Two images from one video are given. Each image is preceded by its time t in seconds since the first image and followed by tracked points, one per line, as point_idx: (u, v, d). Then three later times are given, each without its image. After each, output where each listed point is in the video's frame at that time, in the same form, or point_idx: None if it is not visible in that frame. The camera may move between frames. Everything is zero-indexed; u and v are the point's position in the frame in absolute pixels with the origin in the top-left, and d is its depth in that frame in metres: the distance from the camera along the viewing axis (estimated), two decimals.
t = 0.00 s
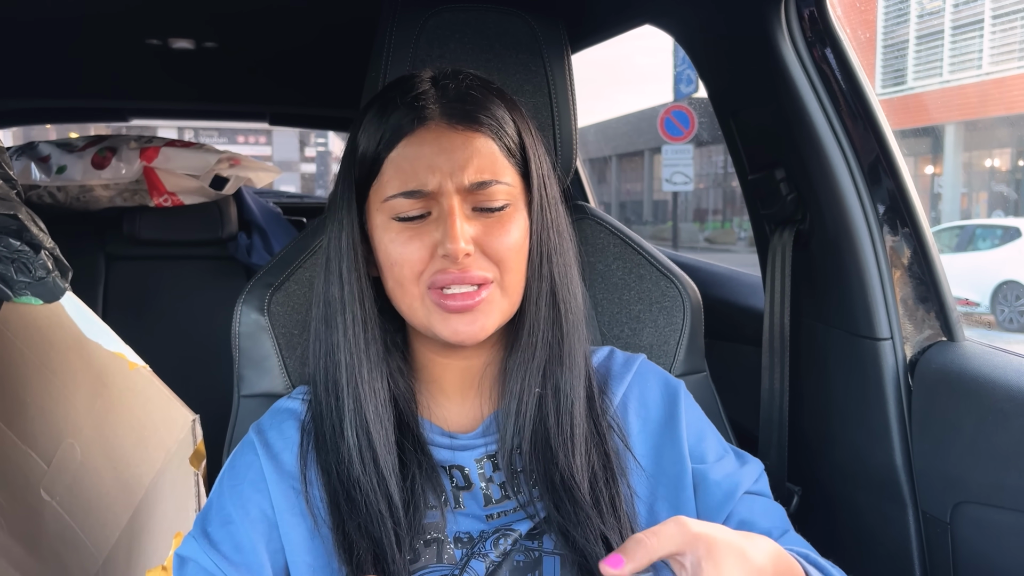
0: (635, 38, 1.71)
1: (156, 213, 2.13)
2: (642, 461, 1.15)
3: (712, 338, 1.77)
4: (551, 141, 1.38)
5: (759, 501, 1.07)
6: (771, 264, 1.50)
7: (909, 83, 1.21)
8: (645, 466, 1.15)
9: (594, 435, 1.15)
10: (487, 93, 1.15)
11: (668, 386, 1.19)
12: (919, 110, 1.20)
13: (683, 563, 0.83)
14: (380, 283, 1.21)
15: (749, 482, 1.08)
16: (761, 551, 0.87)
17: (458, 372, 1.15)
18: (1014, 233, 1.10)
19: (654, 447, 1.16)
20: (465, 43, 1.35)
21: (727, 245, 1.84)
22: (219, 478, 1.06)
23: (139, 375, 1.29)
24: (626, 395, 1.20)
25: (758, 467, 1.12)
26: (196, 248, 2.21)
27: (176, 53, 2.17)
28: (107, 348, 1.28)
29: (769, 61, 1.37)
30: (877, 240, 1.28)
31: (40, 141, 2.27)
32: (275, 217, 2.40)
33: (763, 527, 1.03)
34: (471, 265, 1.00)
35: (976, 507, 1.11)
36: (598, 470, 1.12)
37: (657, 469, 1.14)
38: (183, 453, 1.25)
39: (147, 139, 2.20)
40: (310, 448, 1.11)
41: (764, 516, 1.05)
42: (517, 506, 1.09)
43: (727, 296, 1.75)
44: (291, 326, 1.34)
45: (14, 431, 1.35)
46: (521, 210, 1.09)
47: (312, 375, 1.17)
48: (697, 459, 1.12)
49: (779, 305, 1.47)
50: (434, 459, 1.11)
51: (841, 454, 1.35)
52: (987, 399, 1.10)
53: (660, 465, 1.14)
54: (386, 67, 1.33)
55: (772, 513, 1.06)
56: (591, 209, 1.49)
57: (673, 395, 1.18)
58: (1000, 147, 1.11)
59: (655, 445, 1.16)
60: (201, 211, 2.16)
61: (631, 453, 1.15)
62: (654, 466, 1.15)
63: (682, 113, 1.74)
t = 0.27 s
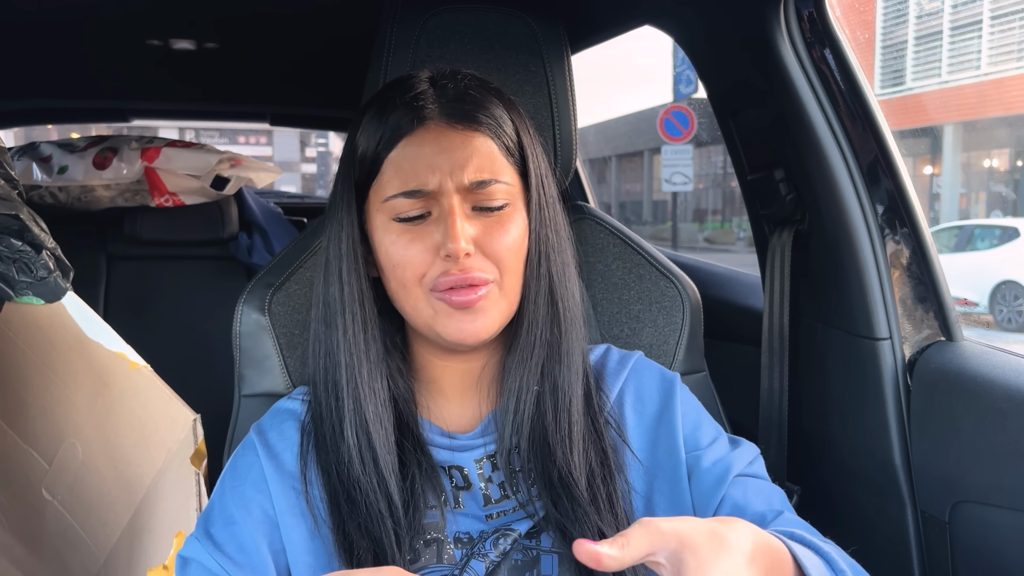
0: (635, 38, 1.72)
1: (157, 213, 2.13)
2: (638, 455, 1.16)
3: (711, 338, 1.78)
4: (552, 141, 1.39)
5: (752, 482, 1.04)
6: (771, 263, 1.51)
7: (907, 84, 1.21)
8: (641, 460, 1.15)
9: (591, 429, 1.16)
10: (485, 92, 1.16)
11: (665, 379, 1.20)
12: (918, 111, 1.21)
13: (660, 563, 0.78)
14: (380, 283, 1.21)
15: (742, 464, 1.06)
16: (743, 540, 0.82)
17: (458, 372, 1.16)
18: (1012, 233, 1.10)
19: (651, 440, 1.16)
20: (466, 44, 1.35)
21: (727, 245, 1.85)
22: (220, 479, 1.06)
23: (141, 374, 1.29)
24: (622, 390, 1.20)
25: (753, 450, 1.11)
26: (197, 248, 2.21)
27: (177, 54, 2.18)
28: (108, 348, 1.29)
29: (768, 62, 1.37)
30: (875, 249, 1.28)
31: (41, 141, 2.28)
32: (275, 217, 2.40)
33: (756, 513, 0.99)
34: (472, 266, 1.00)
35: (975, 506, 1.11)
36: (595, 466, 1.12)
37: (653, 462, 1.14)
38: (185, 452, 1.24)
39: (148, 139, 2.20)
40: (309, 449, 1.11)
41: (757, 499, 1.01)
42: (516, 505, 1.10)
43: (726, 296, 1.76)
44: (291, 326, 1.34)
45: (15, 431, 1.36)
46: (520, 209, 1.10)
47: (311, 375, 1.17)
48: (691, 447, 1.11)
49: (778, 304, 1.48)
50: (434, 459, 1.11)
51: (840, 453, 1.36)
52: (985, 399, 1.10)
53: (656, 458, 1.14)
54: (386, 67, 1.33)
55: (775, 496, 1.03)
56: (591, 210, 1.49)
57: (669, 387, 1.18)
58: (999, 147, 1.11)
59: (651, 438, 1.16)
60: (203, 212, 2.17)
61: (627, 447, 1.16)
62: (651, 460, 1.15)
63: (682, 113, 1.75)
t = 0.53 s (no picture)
0: (634, 39, 1.72)
1: (158, 213, 2.13)
2: (636, 454, 1.15)
3: (711, 338, 1.78)
4: (551, 141, 1.39)
5: (750, 481, 1.05)
6: (770, 264, 1.52)
7: (906, 84, 1.21)
8: (639, 459, 1.15)
9: (589, 431, 1.16)
10: (477, 95, 1.16)
11: (664, 378, 1.20)
12: (917, 111, 1.21)
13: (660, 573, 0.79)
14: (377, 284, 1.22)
15: (739, 462, 1.06)
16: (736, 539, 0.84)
17: (454, 374, 1.16)
18: (1011, 233, 1.11)
19: (650, 439, 1.16)
20: (465, 45, 1.36)
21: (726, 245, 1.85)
22: (219, 482, 1.07)
23: (141, 374, 1.30)
24: (619, 389, 1.21)
25: (751, 448, 1.11)
26: (198, 248, 2.21)
27: (178, 54, 2.18)
28: (109, 348, 1.30)
29: (767, 63, 1.38)
30: (875, 245, 1.29)
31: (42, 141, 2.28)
32: (276, 217, 2.41)
33: (753, 512, 1.00)
34: (461, 271, 1.00)
35: (973, 506, 1.12)
36: (593, 470, 1.13)
37: (652, 462, 1.14)
38: (187, 452, 1.25)
39: (149, 140, 2.21)
40: (308, 449, 1.12)
41: (754, 498, 1.02)
42: (515, 507, 1.10)
43: (725, 296, 1.76)
44: (291, 326, 1.35)
45: (17, 430, 1.36)
46: (511, 212, 1.10)
47: (309, 373, 1.18)
48: (689, 445, 1.11)
49: (778, 305, 1.49)
50: (434, 459, 1.11)
51: (839, 452, 1.36)
52: (984, 399, 1.10)
53: (654, 458, 1.14)
54: (387, 68, 1.34)
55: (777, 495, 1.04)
56: (591, 210, 1.50)
57: (667, 386, 1.18)
58: (998, 148, 1.11)
59: (649, 437, 1.16)
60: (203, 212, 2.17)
61: (625, 447, 1.16)
62: (649, 458, 1.15)
63: (682, 113, 1.75)
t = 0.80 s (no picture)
0: (634, 40, 1.72)
1: (158, 213, 2.14)
2: (636, 455, 1.16)
3: (711, 338, 1.78)
4: (551, 142, 1.39)
5: (748, 487, 1.06)
6: (769, 264, 1.52)
7: (905, 85, 1.21)
8: (638, 460, 1.15)
9: (587, 435, 1.17)
10: (476, 103, 1.14)
11: (662, 379, 1.20)
12: (916, 112, 1.21)
13: None
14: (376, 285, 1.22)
15: (737, 467, 1.07)
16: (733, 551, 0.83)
17: (452, 376, 1.16)
18: (1011, 233, 1.11)
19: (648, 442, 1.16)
20: (466, 45, 1.36)
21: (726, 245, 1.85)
22: (219, 481, 1.07)
23: (141, 374, 1.30)
24: (619, 390, 1.21)
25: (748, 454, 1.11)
26: (199, 249, 2.22)
27: (179, 55, 2.18)
28: (109, 348, 1.30)
29: (767, 63, 1.38)
30: (873, 238, 1.29)
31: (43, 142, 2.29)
32: (276, 217, 2.41)
33: (749, 519, 1.01)
34: (449, 281, 1.01)
35: (972, 505, 1.12)
36: (591, 473, 1.14)
37: (650, 463, 1.14)
38: (187, 452, 1.25)
39: (149, 140, 2.21)
40: (308, 446, 1.12)
41: (752, 504, 1.03)
42: (511, 509, 1.11)
43: (725, 296, 1.76)
44: (291, 326, 1.35)
45: (19, 429, 1.36)
46: (505, 220, 1.09)
47: (310, 371, 1.19)
48: (687, 448, 1.12)
49: (777, 305, 1.49)
50: (433, 459, 1.12)
51: (838, 452, 1.37)
52: (983, 398, 1.11)
53: (653, 460, 1.14)
54: (387, 69, 1.34)
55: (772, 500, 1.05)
56: (591, 211, 1.51)
57: (666, 387, 1.19)
58: (996, 148, 1.11)
59: (647, 438, 1.16)
60: (204, 213, 2.18)
61: (624, 448, 1.16)
62: (648, 459, 1.15)
63: (682, 114, 1.75)
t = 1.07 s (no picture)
0: (634, 40, 1.73)
1: (158, 213, 2.14)
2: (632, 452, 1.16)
3: (711, 338, 1.78)
4: (552, 142, 1.40)
5: (741, 482, 1.06)
6: (768, 264, 1.52)
7: (905, 85, 1.22)
8: (634, 456, 1.16)
9: (586, 435, 1.17)
10: (484, 106, 1.15)
11: (659, 376, 1.20)
12: (916, 112, 1.21)
13: None
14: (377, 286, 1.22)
15: (728, 462, 1.07)
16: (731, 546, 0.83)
17: (453, 378, 1.16)
18: (1011, 233, 1.11)
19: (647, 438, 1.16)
20: (466, 46, 1.36)
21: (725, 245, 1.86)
22: (219, 482, 1.07)
23: (142, 374, 1.33)
24: (617, 387, 1.21)
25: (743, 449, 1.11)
26: (198, 249, 2.22)
27: (179, 55, 2.19)
28: (110, 348, 1.33)
29: (767, 63, 1.38)
30: (873, 239, 1.29)
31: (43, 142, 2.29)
32: (276, 217, 2.41)
33: (740, 515, 1.01)
34: (452, 286, 1.01)
35: (972, 505, 1.12)
36: (590, 475, 1.13)
37: (647, 461, 1.15)
38: (186, 452, 1.29)
39: (149, 140, 2.21)
40: (308, 446, 1.12)
41: (743, 500, 1.03)
42: (507, 510, 1.10)
43: (725, 296, 1.76)
44: (291, 326, 1.35)
45: (18, 429, 1.35)
46: (510, 225, 1.09)
47: (309, 369, 1.19)
48: (682, 443, 1.11)
49: (777, 305, 1.48)
50: (432, 458, 1.12)
51: (837, 452, 1.37)
52: (983, 398, 1.11)
53: (650, 458, 1.14)
54: (387, 69, 1.34)
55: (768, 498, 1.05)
56: (591, 211, 1.51)
57: (663, 384, 1.19)
58: (995, 148, 1.11)
59: (644, 434, 1.16)
60: (204, 213, 2.17)
61: (622, 446, 1.16)
62: (643, 454, 1.15)
63: (682, 113, 1.75)
